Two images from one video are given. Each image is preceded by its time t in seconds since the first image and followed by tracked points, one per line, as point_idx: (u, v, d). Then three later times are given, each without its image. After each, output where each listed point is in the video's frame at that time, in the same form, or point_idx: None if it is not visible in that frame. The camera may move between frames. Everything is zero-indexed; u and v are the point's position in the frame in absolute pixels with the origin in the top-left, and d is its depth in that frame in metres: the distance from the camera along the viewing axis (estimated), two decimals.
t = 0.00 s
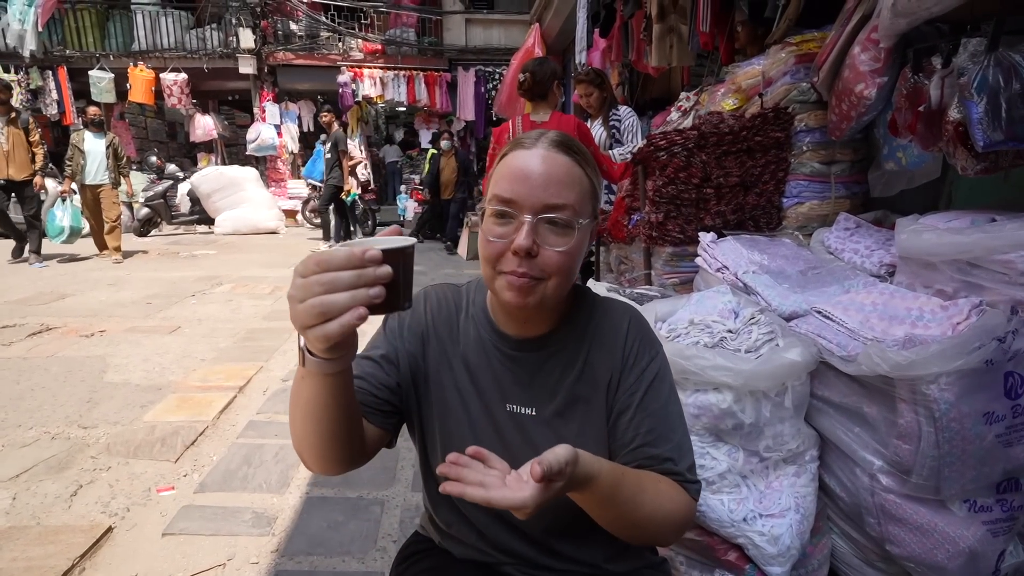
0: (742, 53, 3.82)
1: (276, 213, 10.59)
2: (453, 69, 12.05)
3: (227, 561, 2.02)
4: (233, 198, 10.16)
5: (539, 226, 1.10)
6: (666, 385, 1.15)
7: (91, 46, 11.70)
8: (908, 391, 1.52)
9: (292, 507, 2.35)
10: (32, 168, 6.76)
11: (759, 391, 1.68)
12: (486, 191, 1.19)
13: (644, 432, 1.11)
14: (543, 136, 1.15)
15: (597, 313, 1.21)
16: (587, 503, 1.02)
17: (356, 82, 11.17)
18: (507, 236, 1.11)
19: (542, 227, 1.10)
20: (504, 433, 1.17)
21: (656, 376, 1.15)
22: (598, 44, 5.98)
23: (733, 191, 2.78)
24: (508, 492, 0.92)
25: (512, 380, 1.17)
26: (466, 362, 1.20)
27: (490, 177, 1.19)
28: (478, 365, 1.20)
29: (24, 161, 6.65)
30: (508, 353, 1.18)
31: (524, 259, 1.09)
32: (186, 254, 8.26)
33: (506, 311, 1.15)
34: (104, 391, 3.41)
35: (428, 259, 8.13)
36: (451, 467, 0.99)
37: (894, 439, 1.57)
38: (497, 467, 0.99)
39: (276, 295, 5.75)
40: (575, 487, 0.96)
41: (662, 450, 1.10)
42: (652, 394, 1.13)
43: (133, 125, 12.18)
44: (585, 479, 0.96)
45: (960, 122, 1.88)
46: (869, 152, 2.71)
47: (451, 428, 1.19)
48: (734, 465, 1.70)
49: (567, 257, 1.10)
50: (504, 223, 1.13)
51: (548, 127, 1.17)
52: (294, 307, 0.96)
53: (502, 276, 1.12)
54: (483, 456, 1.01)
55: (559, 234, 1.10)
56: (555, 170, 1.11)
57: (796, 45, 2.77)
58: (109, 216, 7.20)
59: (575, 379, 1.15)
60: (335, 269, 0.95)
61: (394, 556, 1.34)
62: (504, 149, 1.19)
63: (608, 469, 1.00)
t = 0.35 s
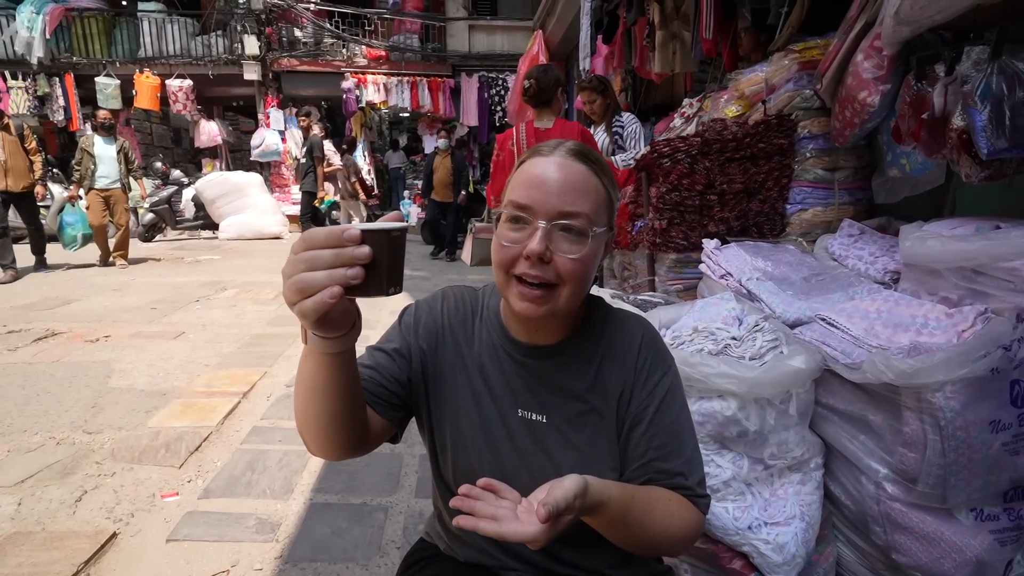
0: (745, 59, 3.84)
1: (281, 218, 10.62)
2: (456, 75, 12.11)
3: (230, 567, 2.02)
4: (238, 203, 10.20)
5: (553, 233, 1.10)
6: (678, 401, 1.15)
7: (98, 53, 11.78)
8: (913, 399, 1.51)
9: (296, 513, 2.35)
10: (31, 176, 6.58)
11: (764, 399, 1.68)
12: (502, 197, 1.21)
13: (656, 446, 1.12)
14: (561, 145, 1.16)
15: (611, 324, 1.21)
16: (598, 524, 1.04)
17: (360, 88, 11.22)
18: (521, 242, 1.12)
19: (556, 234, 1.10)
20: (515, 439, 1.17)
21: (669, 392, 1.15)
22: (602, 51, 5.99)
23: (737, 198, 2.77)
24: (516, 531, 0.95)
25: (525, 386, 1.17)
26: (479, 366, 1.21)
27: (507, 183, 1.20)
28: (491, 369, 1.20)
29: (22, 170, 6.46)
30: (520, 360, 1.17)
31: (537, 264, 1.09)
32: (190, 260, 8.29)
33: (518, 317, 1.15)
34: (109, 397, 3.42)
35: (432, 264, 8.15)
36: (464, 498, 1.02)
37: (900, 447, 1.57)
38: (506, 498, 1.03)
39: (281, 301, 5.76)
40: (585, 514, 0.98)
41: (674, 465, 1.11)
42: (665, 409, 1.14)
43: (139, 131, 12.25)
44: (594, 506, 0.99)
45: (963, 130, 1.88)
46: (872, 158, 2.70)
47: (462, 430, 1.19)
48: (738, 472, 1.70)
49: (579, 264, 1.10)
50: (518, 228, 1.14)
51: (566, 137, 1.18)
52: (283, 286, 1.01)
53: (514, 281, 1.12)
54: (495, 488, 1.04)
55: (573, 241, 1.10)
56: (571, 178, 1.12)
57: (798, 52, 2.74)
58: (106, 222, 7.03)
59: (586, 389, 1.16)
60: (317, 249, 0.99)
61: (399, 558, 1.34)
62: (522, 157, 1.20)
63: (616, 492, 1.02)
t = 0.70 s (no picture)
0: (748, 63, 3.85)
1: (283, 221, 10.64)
2: (459, 78, 12.14)
3: (233, 570, 2.03)
4: (241, 206, 10.23)
5: (561, 240, 1.11)
6: (682, 410, 1.15)
7: (102, 56, 11.86)
8: (916, 403, 1.51)
9: (299, 516, 2.35)
10: (21, 176, 6.10)
11: (767, 403, 1.68)
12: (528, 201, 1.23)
13: (660, 454, 1.12)
14: (593, 158, 1.17)
15: (617, 331, 1.21)
16: (599, 527, 1.04)
17: (363, 92, 11.25)
18: (529, 243, 1.13)
19: (565, 242, 1.11)
20: (519, 443, 1.18)
21: (673, 401, 1.15)
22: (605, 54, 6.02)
23: (740, 201, 2.78)
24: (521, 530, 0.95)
25: (529, 390, 1.18)
26: (485, 371, 1.21)
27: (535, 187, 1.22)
28: (496, 373, 1.20)
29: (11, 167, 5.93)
30: (524, 364, 1.18)
31: (537, 268, 1.09)
32: (193, 263, 8.31)
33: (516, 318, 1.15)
34: (112, 400, 3.43)
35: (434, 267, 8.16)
36: (471, 498, 1.02)
37: (903, 451, 1.57)
38: (513, 498, 1.04)
39: (283, 304, 5.77)
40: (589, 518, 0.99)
41: (677, 474, 1.11)
42: (669, 418, 1.14)
43: (142, 134, 12.30)
44: (597, 510, 0.99)
45: (967, 134, 1.88)
46: (876, 162, 2.70)
47: (466, 434, 1.20)
48: (741, 476, 1.70)
49: (580, 277, 1.09)
50: (531, 231, 1.15)
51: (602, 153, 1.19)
52: (337, 294, 0.95)
53: (514, 281, 1.13)
54: (501, 487, 1.05)
55: (580, 252, 1.10)
56: (592, 189, 1.12)
57: (801, 56, 2.77)
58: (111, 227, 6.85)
59: (591, 396, 1.16)
60: (382, 252, 0.97)
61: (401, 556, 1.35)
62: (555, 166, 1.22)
63: (622, 497, 1.02)
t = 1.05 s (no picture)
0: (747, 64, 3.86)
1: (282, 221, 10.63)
2: (458, 78, 12.16)
3: (232, 570, 2.03)
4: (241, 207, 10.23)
5: (570, 240, 1.11)
6: (685, 409, 1.16)
7: (101, 55, 11.86)
8: (915, 403, 1.52)
9: (298, 516, 2.35)
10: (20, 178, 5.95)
11: (766, 403, 1.68)
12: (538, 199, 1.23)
13: (663, 454, 1.13)
14: (605, 163, 1.18)
15: (619, 332, 1.22)
16: (608, 524, 1.05)
17: (362, 92, 11.25)
18: (536, 242, 1.13)
19: (574, 244, 1.10)
20: (522, 444, 1.18)
21: (677, 400, 1.16)
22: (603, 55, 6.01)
23: (739, 202, 2.79)
24: (537, 524, 0.95)
25: (533, 392, 1.18)
26: (488, 374, 1.21)
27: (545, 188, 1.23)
28: (499, 375, 1.20)
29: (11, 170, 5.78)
30: (528, 365, 1.18)
31: (543, 266, 1.09)
32: (192, 263, 8.31)
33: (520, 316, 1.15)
34: (111, 400, 3.43)
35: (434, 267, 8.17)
36: (484, 491, 1.01)
37: (901, 451, 1.57)
38: (525, 492, 1.03)
39: (282, 304, 5.77)
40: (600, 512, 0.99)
41: (680, 472, 1.12)
42: (672, 418, 1.15)
43: (141, 134, 12.29)
44: (609, 505, 0.99)
45: (965, 135, 1.89)
46: (875, 163, 2.70)
47: (469, 437, 1.20)
48: (740, 476, 1.70)
49: (585, 278, 1.09)
50: (539, 229, 1.15)
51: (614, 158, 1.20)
52: (369, 303, 0.94)
53: (519, 278, 1.13)
54: (514, 481, 1.05)
55: (586, 253, 1.10)
56: (601, 191, 1.13)
57: (801, 57, 2.78)
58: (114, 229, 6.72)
59: (594, 397, 1.17)
60: (412, 259, 0.97)
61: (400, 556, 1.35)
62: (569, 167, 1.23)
63: (632, 493, 1.02)
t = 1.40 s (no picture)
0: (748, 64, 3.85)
1: (281, 221, 10.60)
2: (458, 78, 12.16)
3: (232, 569, 2.03)
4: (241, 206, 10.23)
5: (577, 224, 1.13)
6: (685, 397, 1.18)
7: (100, 54, 11.85)
8: (915, 403, 1.52)
9: (297, 515, 2.35)
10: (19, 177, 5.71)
11: (766, 403, 1.68)
12: (515, 199, 1.22)
13: (666, 442, 1.14)
14: (574, 148, 1.22)
15: (617, 325, 1.23)
16: (621, 507, 1.04)
17: (362, 92, 11.26)
18: (545, 235, 1.12)
19: (579, 225, 1.13)
20: (525, 444, 1.17)
21: (676, 389, 1.18)
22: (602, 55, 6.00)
23: (739, 202, 2.78)
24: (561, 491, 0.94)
25: (535, 391, 1.18)
26: (487, 377, 1.21)
27: (520, 187, 1.23)
28: (499, 376, 1.20)
29: (11, 167, 5.56)
30: (531, 364, 1.18)
31: (562, 254, 1.09)
32: (192, 262, 8.31)
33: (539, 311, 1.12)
34: (111, 398, 3.43)
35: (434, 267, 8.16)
36: (500, 464, 0.99)
37: (901, 451, 1.57)
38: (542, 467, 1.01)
39: (281, 303, 5.77)
40: (613, 488, 0.99)
41: (684, 460, 1.13)
42: (673, 406, 1.16)
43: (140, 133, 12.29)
44: (624, 481, 0.99)
45: (965, 135, 1.89)
46: (875, 163, 2.71)
47: (471, 440, 1.19)
48: (740, 476, 1.71)
49: (602, 256, 1.11)
50: (539, 223, 1.15)
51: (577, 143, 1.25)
52: (392, 325, 0.94)
53: (538, 275, 1.10)
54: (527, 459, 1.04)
55: (595, 232, 1.13)
56: (588, 173, 1.17)
57: (801, 57, 2.79)
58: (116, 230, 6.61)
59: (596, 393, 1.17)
60: (436, 282, 0.97)
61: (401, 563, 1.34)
62: (534, 160, 1.25)
63: (645, 471, 1.02)
